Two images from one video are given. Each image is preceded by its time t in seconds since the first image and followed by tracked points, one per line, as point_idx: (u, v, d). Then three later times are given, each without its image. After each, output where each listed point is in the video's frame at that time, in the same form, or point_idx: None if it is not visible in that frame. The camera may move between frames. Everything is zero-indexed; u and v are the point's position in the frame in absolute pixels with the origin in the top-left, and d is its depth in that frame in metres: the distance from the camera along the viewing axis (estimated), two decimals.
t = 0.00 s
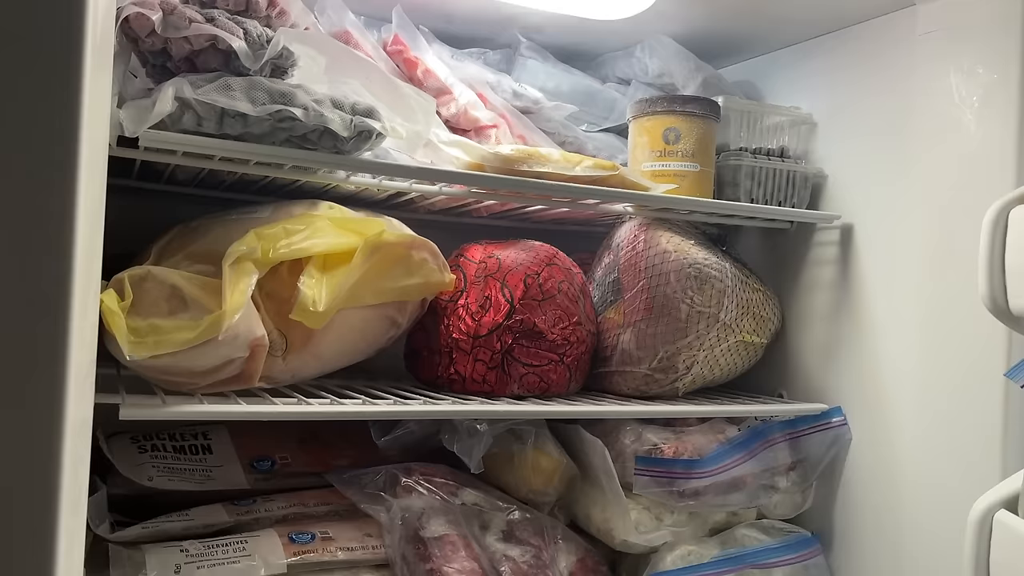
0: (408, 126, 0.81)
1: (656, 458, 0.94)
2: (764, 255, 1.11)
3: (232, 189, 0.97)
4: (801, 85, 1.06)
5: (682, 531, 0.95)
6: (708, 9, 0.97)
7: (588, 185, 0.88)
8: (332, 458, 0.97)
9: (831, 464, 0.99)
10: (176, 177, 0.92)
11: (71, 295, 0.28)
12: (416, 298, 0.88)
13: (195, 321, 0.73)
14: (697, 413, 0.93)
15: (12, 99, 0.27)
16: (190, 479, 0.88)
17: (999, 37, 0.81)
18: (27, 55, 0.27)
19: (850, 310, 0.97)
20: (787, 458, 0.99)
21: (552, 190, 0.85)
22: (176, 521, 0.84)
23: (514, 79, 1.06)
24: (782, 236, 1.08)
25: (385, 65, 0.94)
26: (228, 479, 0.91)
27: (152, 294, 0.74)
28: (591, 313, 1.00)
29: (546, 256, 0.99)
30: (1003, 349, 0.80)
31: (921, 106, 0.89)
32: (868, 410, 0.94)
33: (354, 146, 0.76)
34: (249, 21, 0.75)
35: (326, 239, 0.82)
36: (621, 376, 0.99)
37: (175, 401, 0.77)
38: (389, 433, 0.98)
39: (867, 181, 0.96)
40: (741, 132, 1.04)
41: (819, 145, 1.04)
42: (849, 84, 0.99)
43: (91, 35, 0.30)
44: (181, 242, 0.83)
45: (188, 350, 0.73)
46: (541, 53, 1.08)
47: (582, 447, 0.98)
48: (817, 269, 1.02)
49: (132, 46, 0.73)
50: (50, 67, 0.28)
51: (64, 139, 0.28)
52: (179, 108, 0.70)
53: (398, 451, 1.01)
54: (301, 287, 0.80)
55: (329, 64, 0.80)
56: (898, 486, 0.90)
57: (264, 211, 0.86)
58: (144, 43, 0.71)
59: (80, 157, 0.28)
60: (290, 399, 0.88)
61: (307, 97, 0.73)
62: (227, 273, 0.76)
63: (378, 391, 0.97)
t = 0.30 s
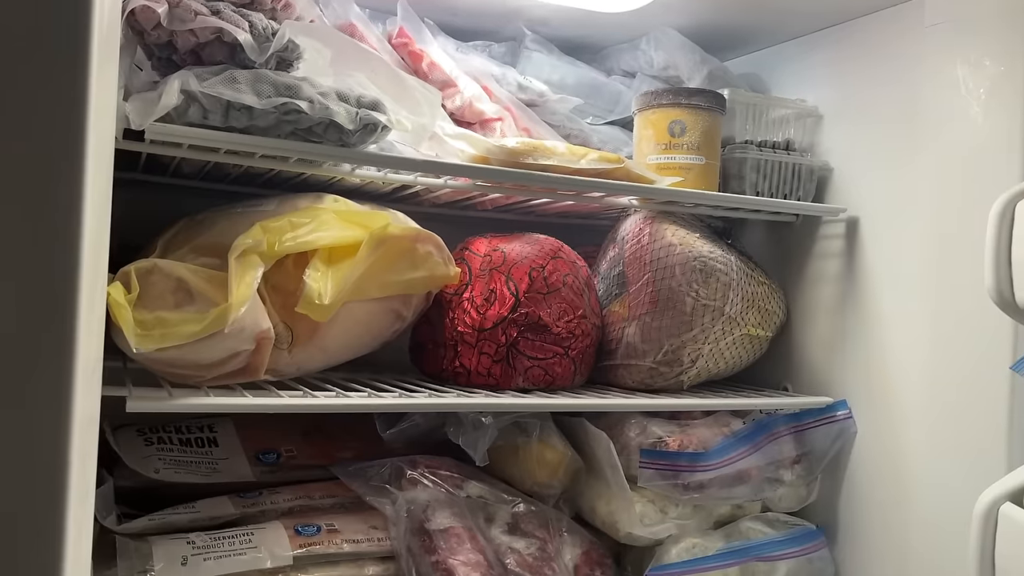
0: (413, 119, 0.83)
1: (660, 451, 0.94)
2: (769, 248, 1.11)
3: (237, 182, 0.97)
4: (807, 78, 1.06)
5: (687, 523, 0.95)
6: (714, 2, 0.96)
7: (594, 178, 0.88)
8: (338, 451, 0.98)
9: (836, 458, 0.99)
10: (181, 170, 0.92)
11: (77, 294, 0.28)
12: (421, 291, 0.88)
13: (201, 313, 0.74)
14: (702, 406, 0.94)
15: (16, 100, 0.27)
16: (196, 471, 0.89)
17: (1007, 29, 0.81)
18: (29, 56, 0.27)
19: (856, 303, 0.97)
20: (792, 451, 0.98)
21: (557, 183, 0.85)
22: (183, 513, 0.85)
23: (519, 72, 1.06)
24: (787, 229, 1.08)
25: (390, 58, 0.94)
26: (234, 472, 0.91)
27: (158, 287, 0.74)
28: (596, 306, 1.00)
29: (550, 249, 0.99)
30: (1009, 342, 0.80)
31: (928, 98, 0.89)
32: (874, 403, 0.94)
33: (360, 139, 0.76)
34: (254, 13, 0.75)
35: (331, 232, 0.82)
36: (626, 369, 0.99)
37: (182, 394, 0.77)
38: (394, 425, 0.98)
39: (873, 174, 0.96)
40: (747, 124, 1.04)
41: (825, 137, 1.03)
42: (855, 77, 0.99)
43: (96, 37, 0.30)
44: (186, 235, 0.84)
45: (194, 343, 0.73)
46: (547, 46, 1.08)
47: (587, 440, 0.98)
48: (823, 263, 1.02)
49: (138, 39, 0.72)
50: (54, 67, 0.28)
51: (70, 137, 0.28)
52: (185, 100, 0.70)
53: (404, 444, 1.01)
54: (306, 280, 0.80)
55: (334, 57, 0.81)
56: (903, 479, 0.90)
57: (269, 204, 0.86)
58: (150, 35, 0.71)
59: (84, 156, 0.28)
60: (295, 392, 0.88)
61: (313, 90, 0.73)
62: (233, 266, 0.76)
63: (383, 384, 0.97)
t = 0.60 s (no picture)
0: (420, 116, 0.82)
1: (666, 447, 0.94)
2: (775, 244, 1.11)
3: (244, 179, 0.98)
4: (813, 74, 1.06)
5: (693, 519, 0.95)
6: None
7: (600, 174, 0.88)
8: (345, 447, 0.98)
9: (842, 454, 0.99)
10: (188, 167, 0.92)
11: (85, 290, 0.29)
12: (427, 287, 0.89)
13: (209, 310, 0.74)
14: (708, 402, 0.94)
15: (21, 105, 0.28)
16: (204, 466, 0.89)
17: (1013, 24, 0.81)
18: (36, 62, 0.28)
19: (862, 299, 0.97)
20: (798, 447, 0.98)
21: (564, 180, 0.85)
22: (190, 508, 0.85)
23: (525, 69, 1.06)
24: (793, 225, 1.08)
25: (396, 54, 0.94)
26: (241, 467, 0.92)
27: (166, 283, 0.74)
28: (602, 302, 1.00)
29: (556, 245, 0.99)
30: (1016, 339, 0.80)
31: (935, 93, 0.89)
32: (879, 399, 0.94)
33: (367, 135, 0.76)
34: (261, 9, 0.75)
35: (338, 229, 0.82)
36: (632, 365, 0.99)
37: (190, 389, 0.78)
38: (401, 421, 0.98)
39: (878, 170, 0.96)
40: (753, 119, 1.04)
41: (831, 133, 1.03)
42: (862, 72, 0.99)
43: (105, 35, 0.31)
44: (193, 231, 0.84)
45: (202, 339, 0.74)
46: (553, 43, 1.08)
47: (593, 436, 0.98)
48: (829, 259, 1.02)
49: (145, 36, 0.72)
50: (58, 68, 0.28)
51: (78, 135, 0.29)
52: (193, 98, 0.70)
53: (410, 440, 1.02)
54: (313, 277, 0.80)
55: (341, 54, 0.81)
56: (908, 475, 0.90)
57: (276, 201, 0.86)
58: (157, 33, 0.71)
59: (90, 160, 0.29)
60: (302, 388, 0.89)
61: (319, 87, 0.73)
62: (241, 263, 0.76)
63: (390, 380, 0.98)
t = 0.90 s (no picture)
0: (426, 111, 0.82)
1: (671, 442, 0.94)
2: (780, 239, 1.10)
3: (248, 173, 0.98)
4: (819, 68, 1.05)
5: (697, 513, 0.96)
6: None
7: (605, 168, 0.87)
8: (350, 441, 0.98)
9: (847, 449, 0.99)
10: (193, 161, 0.93)
11: (93, 278, 0.29)
12: (432, 281, 0.89)
13: (214, 304, 0.74)
14: (713, 396, 0.93)
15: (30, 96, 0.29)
16: (209, 460, 0.89)
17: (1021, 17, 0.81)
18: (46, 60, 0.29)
19: (868, 294, 0.97)
20: (803, 442, 0.98)
21: (569, 174, 0.85)
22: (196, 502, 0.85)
23: (530, 62, 1.06)
24: (799, 219, 1.08)
25: (401, 48, 0.93)
26: (247, 461, 0.92)
27: (172, 277, 0.74)
28: (607, 297, 1.00)
29: (561, 239, 0.99)
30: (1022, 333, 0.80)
31: (942, 85, 0.88)
32: (884, 393, 0.94)
33: (372, 129, 0.76)
34: (266, 3, 0.75)
35: (343, 223, 0.82)
36: (637, 359, 0.99)
37: (196, 383, 0.78)
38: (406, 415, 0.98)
39: (884, 164, 0.95)
40: (759, 113, 1.03)
41: (837, 127, 1.03)
42: (869, 65, 0.98)
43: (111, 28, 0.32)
44: (198, 225, 0.84)
45: (208, 333, 0.74)
46: (558, 36, 1.08)
47: (598, 431, 0.98)
48: (835, 253, 1.02)
49: (151, 30, 0.73)
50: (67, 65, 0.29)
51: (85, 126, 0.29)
52: (198, 92, 0.70)
53: (414, 435, 1.02)
54: (318, 271, 0.80)
55: (346, 48, 0.81)
56: (913, 469, 0.91)
57: (281, 195, 0.86)
58: (162, 26, 0.71)
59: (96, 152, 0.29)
60: (307, 382, 0.89)
61: (324, 80, 0.73)
62: (246, 257, 0.76)
63: (395, 375, 0.98)
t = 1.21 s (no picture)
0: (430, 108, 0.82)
1: (674, 438, 0.94)
2: (784, 236, 1.10)
3: (253, 170, 0.98)
4: (823, 65, 1.05)
5: (700, 510, 0.96)
6: None
7: (608, 166, 0.88)
8: (354, 437, 0.99)
9: (850, 446, 0.99)
10: (198, 158, 0.93)
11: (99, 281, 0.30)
12: (436, 278, 0.89)
13: (220, 301, 0.74)
14: (716, 393, 0.94)
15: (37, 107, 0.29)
16: (214, 455, 0.90)
17: None
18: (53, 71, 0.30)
19: (871, 291, 0.97)
20: (805, 439, 0.98)
21: (572, 171, 0.85)
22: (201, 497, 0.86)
23: (534, 59, 1.06)
24: (802, 216, 1.08)
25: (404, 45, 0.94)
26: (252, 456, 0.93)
27: (177, 274, 0.75)
28: (610, 293, 1.00)
29: (565, 236, 0.99)
30: None
31: (946, 83, 0.88)
32: (886, 390, 0.95)
33: (376, 127, 0.76)
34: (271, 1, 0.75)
35: (347, 220, 0.82)
36: (639, 356, 0.99)
37: (201, 379, 0.78)
38: (409, 411, 0.99)
39: (888, 161, 0.95)
40: (762, 110, 1.03)
41: (840, 124, 1.03)
42: (873, 62, 0.98)
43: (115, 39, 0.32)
44: (204, 222, 0.84)
45: (213, 330, 0.74)
46: (562, 33, 1.08)
47: (601, 427, 0.98)
48: (838, 250, 1.02)
49: (156, 28, 0.73)
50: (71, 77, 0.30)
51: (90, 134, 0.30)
52: (203, 90, 0.70)
53: (418, 431, 1.02)
54: (323, 268, 0.81)
55: (351, 46, 0.81)
56: (916, 465, 0.91)
57: (285, 192, 0.86)
58: (168, 24, 0.72)
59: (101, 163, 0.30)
60: (312, 378, 0.89)
61: (329, 78, 0.74)
62: (251, 254, 0.77)
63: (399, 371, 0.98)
